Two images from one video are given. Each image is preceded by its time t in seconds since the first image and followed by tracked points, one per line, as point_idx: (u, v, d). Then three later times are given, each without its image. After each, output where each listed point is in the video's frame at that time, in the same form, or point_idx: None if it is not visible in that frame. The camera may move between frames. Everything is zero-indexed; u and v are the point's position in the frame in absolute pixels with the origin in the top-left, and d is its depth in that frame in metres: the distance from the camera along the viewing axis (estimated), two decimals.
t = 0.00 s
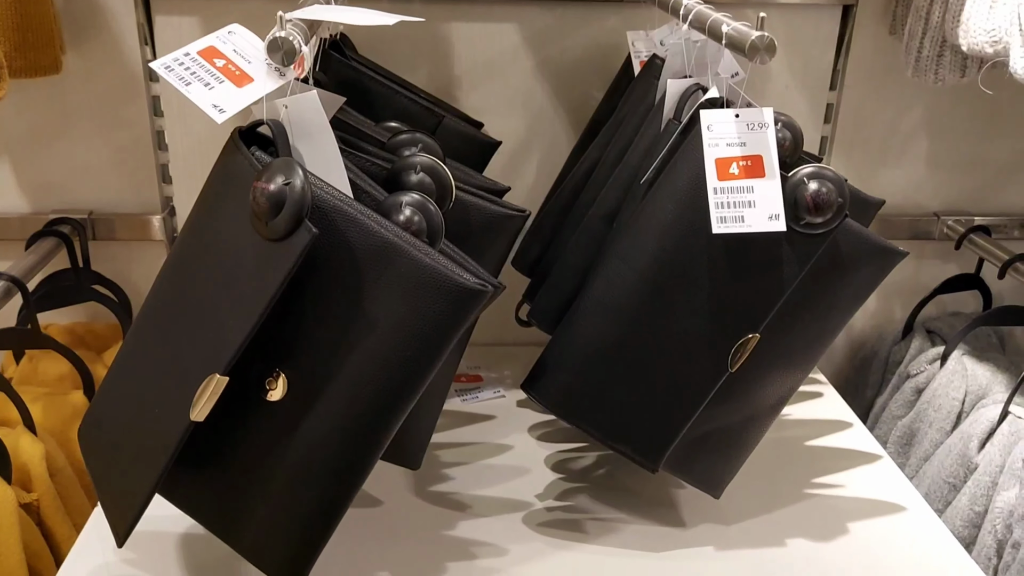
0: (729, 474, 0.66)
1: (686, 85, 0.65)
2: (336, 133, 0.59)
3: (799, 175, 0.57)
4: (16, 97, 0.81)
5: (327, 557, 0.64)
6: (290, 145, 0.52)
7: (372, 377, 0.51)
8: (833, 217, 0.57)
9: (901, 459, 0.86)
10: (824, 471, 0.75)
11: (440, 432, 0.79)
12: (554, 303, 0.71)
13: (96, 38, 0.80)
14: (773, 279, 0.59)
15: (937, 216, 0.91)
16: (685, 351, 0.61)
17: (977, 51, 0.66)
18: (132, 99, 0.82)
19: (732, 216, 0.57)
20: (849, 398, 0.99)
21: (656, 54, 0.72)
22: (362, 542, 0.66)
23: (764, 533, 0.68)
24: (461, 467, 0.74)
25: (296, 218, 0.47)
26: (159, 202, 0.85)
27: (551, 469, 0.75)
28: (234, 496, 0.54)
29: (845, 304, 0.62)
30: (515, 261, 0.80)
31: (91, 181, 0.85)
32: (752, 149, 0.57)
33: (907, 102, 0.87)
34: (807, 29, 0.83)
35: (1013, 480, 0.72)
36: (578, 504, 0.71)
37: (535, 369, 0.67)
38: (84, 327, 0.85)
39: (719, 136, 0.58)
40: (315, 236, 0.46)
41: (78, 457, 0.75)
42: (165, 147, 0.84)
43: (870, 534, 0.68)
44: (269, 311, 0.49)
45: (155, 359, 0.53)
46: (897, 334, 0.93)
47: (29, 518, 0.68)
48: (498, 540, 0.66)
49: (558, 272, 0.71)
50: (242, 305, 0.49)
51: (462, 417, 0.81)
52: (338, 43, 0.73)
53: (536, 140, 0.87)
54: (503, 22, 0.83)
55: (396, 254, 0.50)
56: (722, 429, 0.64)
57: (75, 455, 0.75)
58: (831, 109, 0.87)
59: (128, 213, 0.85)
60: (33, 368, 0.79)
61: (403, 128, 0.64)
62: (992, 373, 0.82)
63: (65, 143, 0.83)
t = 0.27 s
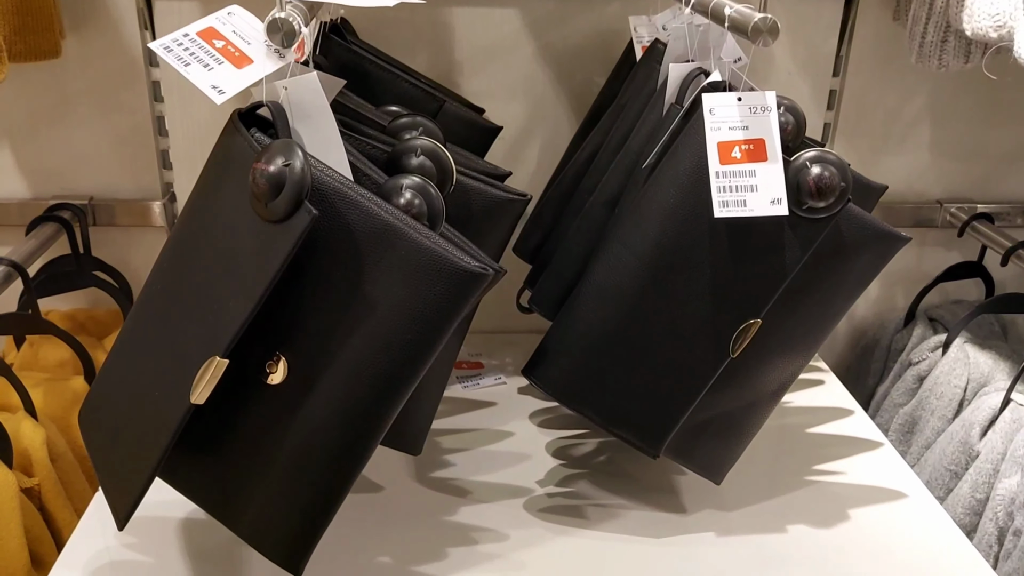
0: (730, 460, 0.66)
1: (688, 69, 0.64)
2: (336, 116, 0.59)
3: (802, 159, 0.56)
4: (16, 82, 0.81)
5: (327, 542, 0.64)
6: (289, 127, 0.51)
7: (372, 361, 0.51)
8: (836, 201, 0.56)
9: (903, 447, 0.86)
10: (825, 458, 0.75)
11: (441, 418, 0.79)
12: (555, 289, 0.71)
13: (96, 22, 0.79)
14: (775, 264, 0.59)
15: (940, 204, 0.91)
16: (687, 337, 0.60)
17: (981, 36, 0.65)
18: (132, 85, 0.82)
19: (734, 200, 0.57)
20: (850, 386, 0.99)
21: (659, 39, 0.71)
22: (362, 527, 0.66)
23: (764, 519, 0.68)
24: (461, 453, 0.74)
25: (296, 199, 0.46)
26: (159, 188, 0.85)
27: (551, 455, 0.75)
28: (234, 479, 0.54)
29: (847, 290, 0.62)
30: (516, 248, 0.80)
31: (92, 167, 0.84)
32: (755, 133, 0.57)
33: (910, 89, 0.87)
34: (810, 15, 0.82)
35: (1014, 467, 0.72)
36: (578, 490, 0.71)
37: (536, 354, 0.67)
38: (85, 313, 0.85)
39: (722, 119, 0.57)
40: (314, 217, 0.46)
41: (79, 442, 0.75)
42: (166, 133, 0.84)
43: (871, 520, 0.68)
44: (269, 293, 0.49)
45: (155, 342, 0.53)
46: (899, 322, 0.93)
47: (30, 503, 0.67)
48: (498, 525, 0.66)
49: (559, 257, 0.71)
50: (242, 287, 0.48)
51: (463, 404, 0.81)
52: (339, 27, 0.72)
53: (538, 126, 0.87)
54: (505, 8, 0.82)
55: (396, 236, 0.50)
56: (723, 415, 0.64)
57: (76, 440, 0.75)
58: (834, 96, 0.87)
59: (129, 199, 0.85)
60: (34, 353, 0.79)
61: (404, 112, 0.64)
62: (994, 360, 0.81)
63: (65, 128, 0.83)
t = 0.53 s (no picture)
0: (733, 454, 0.66)
1: (693, 63, 0.64)
2: (342, 110, 0.59)
3: (806, 154, 0.57)
4: (21, 75, 0.81)
5: (332, 534, 0.64)
6: (295, 121, 0.52)
7: (377, 354, 0.51)
8: (840, 196, 0.56)
9: (906, 442, 0.86)
10: (827, 452, 0.75)
11: (445, 412, 0.79)
12: (560, 283, 0.71)
13: (101, 16, 0.79)
14: (780, 259, 0.59)
15: (944, 198, 0.91)
16: (691, 331, 0.60)
17: (987, 30, 0.65)
18: (137, 78, 0.82)
19: (738, 195, 0.57)
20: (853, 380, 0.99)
21: (663, 33, 0.71)
22: (367, 519, 0.66)
23: (767, 513, 0.68)
24: (465, 447, 0.74)
25: (302, 193, 0.47)
26: (164, 182, 0.85)
27: (555, 449, 0.75)
28: (240, 472, 0.54)
29: (851, 285, 0.62)
30: (520, 242, 0.80)
31: (97, 160, 0.85)
32: (759, 127, 0.57)
33: (914, 83, 0.87)
34: (815, 9, 0.82)
35: (1017, 462, 0.72)
36: (582, 483, 0.71)
37: (540, 348, 0.67)
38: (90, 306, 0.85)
39: (726, 114, 0.57)
40: (320, 211, 0.46)
41: (85, 435, 0.76)
42: (170, 127, 0.84)
43: (874, 514, 0.68)
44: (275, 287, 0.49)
45: (161, 335, 0.53)
46: (903, 317, 0.93)
47: (36, 495, 0.68)
48: (502, 518, 0.66)
49: (564, 252, 0.71)
50: (248, 281, 0.49)
51: (467, 397, 0.82)
52: (344, 21, 0.72)
53: (542, 120, 0.87)
54: (509, 2, 0.82)
55: (402, 230, 0.50)
56: (726, 409, 0.64)
57: (82, 433, 0.76)
58: (838, 91, 0.87)
59: (134, 193, 0.85)
60: (40, 346, 0.79)
61: (409, 106, 0.64)
62: (998, 355, 0.81)
63: (70, 122, 0.83)
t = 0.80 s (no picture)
0: (737, 451, 0.66)
1: (697, 61, 0.64)
2: (347, 108, 0.59)
3: (811, 152, 0.57)
4: (27, 73, 0.81)
5: (338, 531, 0.64)
6: (301, 119, 0.52)
7: (383, 351, 0.51)
8: (845, 193, 0.56)
9: (910, 440, 0.86)
10: (832, 450, 0.76)
11: (450, 409, 0.79)
12: (564, 280, 0.71)
13: (107, 14, 0.80)
14: (784, 256, 0.59)
15: (949, 196, 0.91)
16: (695, 328, 0.61)
17: (992, 28, 0.65)
18: (142, 76, 0.82)
19: (743, 192, 0.57)
20: (858, 378, 0.99)
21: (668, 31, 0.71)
22: (372, 516, 0.66)
23: (771, 511, 0.68)
24: (469, 444, 0.75)
25: (308, 191, 0.47)
26: (170, 180, 0.86)
27: (559, 447, 0.75)
28: (246, 468, 0.54)
29: (856, 283, 0.62)
30: (525, 240, 0.80)
31: (103, 158, 0.85)
32: (764, 125, 0.57)
33: (919, 81, 0.86)
34: (820, 7, 0.82)
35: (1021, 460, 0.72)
36: (586, 480, 0.71)
37: (544, 345, 0.67)
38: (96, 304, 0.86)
39: (731, 111, 0.57)
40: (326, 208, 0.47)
41: (91, 431, 0.76)
42: (176, 124, 0.85)
43: (878, 512, 0.68)
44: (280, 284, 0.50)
45: (168, 332, 0.53)
46: (907, 315, 0.93)
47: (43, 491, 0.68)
48: (506, 515, 0.67)
49: (568, 249, 0.71)
50: (254, 278, 0.49)
51: (471, 395, 0.82)
52: (349, 19, 0.72)
53: (546, 118, 0.87)
54: None
55: (407, 228, 0.50)
56: (730, 407, 0.64)
57: (88, 430, 0.76)
58: (843, 88, 0.87)
59: (139, 190, 0.86)
60: (46, 343, 0.80)
61: (414, 104, 0.64)
62: (1002, 353, 0.81)
63: (76, 120, 0.83)
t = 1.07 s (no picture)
0: (740, 448, 0.66)
1: (701, 58, 0.64)
2: (351, 104, 0.59)
3: (815, 148, 0.57)
4: (33, 71, 0.82)
5: (341, 527, 0.65)
6: (305, 114, 0.52)
7: (386, 346, 0.52)
8: (849, 189, 0.56)
9: (914, 438, 0.86)
10: (836, 447, 0.75)
11: (453, 406, 0.79)
12: (567, 277, 0.71)
13: (112, 11, 0.80)
14: (787, 253, 0.59)
15: (954, 194, 0.90)
16: (699, 325, 0.61)
17: (997, 25, 0.65)
18: (147, 74, 0.82)
19: (747, 188, 0.57)
20: (862, 376, 0.99)
21: (672, 28, 0.71)
22: (375, 512, 0.66)
23: (774, 508, 0.68)
24: (473, 441, 0.75)
25: (311, 185, 0.47)
26: (174, 177, 0.86)
27: (563, 443, 0.75)
28: (250, 463, 0.54)
29: (860, 280, 0.62)
30: (528, 237, 0.80)
31: (108, 155, 0.85)
32: (768, 122, 0.57)
33: (924, 78, 0.86)
34: (824, 4, 0.82)
35: None
36: (589, 477, 0.71)
37: (547, 341, 0.67)
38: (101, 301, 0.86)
39: (735, 108, 0.57)
40: (330, 203, 0.47)
41: (96, 428, 0.76)
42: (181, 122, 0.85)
43: (882, 509, 0.68)
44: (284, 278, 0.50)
45: (172, 326, 0.53)
46: (911, 313, 0.93)
47: (47, 487, 0.68)
48: (510, 512, 0.67)
49: (572, 246, 0.71)
50: (258, 273, 0.49)
51: (474, 392, 0.82)
52: (353, 16, 0.72)
53: (550, 116, 0.87)
54: None
55: (411, 223, 0.50)
56: (733, 403, 0.64)
57: (93, 426, 0.76)
58: (848, 86, 0.87)
59: (144, 187, 0.86)
60: (51, 340, 0.80)
61: (418, 100, 0.64)
62: (1007, 351, 0.81)
63: (81, 117, 0.84)
